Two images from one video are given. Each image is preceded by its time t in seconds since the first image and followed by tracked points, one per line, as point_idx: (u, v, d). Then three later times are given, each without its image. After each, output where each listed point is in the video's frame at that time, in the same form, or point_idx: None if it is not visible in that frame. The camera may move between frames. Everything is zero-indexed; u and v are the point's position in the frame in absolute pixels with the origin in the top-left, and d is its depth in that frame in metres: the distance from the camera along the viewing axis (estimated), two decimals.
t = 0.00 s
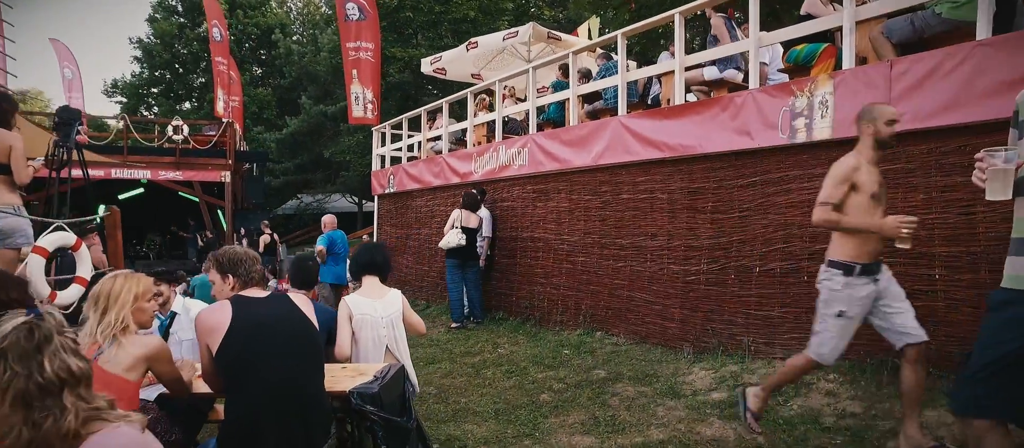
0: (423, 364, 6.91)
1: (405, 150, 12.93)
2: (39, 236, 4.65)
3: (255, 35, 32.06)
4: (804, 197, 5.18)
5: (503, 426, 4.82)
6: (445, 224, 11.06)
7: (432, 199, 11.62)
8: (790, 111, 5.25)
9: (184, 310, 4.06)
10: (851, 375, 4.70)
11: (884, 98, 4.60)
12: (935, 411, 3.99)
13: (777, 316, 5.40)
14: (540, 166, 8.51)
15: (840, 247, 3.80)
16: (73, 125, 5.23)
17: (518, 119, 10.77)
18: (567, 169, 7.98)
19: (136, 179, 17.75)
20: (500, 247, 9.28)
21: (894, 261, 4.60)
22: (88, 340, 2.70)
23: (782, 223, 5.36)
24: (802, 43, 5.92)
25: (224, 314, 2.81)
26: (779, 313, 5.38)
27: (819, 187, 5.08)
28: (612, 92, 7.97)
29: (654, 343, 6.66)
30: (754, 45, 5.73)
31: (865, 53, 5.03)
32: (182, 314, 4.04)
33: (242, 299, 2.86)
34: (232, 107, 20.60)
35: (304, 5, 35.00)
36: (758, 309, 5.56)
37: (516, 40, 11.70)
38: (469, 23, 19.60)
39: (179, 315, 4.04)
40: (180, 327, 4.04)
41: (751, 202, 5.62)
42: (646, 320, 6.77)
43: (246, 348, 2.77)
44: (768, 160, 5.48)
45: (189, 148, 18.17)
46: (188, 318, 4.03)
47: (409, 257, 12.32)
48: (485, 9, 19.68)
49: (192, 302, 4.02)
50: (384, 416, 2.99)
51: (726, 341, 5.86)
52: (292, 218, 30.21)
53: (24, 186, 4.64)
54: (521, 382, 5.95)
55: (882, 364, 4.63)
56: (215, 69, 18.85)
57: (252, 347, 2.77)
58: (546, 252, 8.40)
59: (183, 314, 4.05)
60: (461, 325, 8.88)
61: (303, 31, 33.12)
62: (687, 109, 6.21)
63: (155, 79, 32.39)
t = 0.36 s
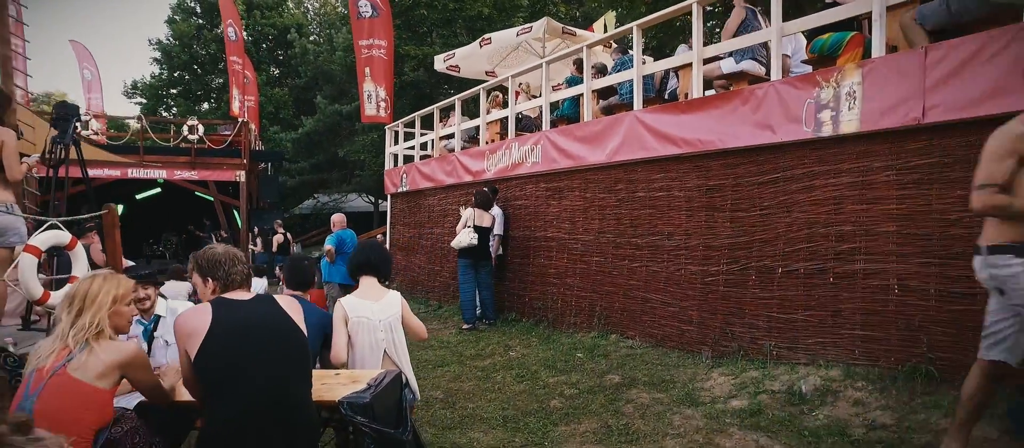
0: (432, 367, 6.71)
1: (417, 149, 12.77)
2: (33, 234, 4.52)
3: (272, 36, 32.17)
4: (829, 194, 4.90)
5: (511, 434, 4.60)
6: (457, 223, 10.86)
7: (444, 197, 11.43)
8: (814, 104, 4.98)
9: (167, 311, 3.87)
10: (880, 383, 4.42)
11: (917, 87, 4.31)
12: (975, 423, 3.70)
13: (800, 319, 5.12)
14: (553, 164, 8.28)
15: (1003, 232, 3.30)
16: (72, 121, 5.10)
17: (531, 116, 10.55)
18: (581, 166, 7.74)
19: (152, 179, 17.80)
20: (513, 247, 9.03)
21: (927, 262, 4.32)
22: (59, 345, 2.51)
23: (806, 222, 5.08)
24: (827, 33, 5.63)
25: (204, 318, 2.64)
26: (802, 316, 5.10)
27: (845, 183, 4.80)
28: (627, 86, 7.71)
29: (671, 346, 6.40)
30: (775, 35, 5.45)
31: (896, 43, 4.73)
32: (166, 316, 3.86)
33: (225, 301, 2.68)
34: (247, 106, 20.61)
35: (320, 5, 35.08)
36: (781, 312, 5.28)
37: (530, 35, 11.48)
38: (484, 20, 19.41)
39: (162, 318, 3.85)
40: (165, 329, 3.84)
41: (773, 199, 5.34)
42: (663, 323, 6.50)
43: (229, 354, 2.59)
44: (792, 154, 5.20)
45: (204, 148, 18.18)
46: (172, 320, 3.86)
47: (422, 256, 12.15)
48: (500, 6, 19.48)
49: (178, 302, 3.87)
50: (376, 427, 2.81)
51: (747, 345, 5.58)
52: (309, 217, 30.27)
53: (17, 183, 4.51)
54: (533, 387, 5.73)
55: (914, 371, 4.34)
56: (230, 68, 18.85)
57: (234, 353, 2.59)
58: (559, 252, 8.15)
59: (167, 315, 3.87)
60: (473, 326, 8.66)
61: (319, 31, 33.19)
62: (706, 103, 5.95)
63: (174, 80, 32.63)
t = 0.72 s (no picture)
0: (438, 372, 6.49)
1: (427, 147, 12.56)
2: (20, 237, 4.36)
3: (286, 35, 32.22)
4: (855, 193, 4.61)
5: None
6: (467, 222, 10.64)
7: (454, 196, 11.21)
8: (839, 97, 4.68)
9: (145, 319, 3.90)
10: (911, 395, 4.12)
11: (952, 78, 4.01)
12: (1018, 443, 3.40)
13: (824, 326, 4.83)
14: (564, 162, 8.03)
15: None
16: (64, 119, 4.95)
17: (543, 113, 10.29)
18: (593, 164, 7.48)
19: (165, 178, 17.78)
20: (523, 248, 8.77)
21: (963, 266, 4.03)
22: (16, 359, 2.43)
23: (830, 223, 4.79)
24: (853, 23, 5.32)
25: (174, 330, 2.43)
26: (826, 323, 4.81)
27: (872, 182, 4.51)
28: (641, 81, 7.42)
29: (686, 352, 6.13)
30: (798, 25, 5.16)
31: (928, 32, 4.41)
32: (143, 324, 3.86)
33: (198, 310, 2.46)
34: (259, 105, 20.54)
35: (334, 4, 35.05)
36: (802, 318, 5.00)
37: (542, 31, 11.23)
38: (496, 17, 19.17)
39: (140, 325, 3.87)
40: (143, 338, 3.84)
41: (794, 198, 5.06)
42: (678, 327, 6.23)
43: (201, 366, 2.38)
44: (815, 151, 4.91)
45: (215, 148, 18.13)
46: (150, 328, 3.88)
47: (432, 257, 11.95)
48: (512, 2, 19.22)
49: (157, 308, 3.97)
50: None
51: (766, 352, 5.30)
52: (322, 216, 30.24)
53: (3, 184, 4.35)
54: (541, 395, 5.49)
55: (947, 383, 4.05)
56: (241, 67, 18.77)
57: (206, 366, 2.38)
58: (570, 254, 7.89)
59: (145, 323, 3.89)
60: (482, 329, 8.44)
61: (333, 30, 33.16)
62: (723, 97, 5.67)
63: (189, 80, 32.80)
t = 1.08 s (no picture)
0: (442, 377, 6.30)
1: (435, 146, 12.38)
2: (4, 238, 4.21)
3: (297, 35, 32.20)
4: (879, 193, 4.36)
5: None
6: (474, 223, 10.45)
7: (462, 196, 11.01)
8: (863, 91, 4.43)
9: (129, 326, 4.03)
10: (942, 407, 3.86)
11: (987, 70, 3.75)
12: None
13: (845, 333, 4.58)
14: (572, 160, 7.80)
15: None
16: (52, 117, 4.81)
17: (551, 110, 10.08)
18: (602, 162, 7.25)
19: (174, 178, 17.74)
20: (532, 249, 8.54)
21: (997, 271, 3.77)
22: None
23: (851, 224, 4.54)
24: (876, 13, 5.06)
25: (141, 341, 2.22)
26: (847, 330, 4.56)
27: (898, 180, 4.26)
28: (652, 77, 7.18)
29: (699, 358, 5.89)
30: (818, 16, 4.90)
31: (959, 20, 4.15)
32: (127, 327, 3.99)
33: (169, 320, 2.25)
34: (268, 105, 20.46)
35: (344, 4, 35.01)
36: (822, 324, 4.75)
37: (551, 27, 11.01)
38: (505, 14, 18.97)
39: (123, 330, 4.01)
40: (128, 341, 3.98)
41: (814, 199, 4.81)
42: (691, 332, 6.00)
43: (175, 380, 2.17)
44: (836, 148, 4.65)
45: (224, 147, 18.06)
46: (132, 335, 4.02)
47: (439, 257, 11.76)
48: None
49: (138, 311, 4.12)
50: None
51: (783, 359, 5.06)
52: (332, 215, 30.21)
53: None
54: (548, 402, 5.27)
55: (981, 395, 3.79)
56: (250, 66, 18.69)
57: (175, 383, 2.17)
58: (579, 255, 7.65)
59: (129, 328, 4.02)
60: (488, 332, 8.23)
61: (343, 29, 33.11)
62: (738, 92, 5.42)
63: (200, 80, 32.85)
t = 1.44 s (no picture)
0: (447, 383, 6.08)
1: (443, 145, 12.18)
2: None
3: (309, 35, 32.21)
4: (910, 191, 4.07)
5: None
6: (483, 223, 10.22)
7: (471, 195, 10.79)
8: (892, 82, 4.14)
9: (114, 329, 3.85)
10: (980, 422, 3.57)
11: None
12: None
13: (871, 340, 4.29)
14: (583, 158, 7.55)
15: None
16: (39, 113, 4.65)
17: (561, 107, 9.83)
18: (613, 160, 6.99)
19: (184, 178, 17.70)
20: (542, 249, 8.29)
21: None
22: None
23: (879, 223, 4.25)
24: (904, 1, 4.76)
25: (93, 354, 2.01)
26: (874, 337, 4.28)
27: (931, 176, 3.97)
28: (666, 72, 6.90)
29: (715, 365, 5.62)
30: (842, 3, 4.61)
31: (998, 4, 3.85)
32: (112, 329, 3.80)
33: (126, 330, 2.04)
34: (279, 105, 20.38)
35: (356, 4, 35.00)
36: (846, 330, 4.46)
37: (561, 23, 10.77)
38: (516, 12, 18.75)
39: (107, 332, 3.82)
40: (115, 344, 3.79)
41: (838, 198, 4.53)
42: (705, 338, 5.73)
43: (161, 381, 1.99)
44: (863, 144, 4.36)
45: (234, 146, 18.00)
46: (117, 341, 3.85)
47: (448, 258, 11.54)
48: None
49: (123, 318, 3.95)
50: None
51: (803, 367, 4.77)
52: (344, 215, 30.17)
53: None
54: (556, 411, 5.02)
55: None
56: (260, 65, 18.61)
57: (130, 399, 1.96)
58: (590, 256, 7.39)
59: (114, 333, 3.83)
60: (497, 335, 7.99)
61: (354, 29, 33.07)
62: (756, 85, 5.14)
63: (212, 80, 32.90)
